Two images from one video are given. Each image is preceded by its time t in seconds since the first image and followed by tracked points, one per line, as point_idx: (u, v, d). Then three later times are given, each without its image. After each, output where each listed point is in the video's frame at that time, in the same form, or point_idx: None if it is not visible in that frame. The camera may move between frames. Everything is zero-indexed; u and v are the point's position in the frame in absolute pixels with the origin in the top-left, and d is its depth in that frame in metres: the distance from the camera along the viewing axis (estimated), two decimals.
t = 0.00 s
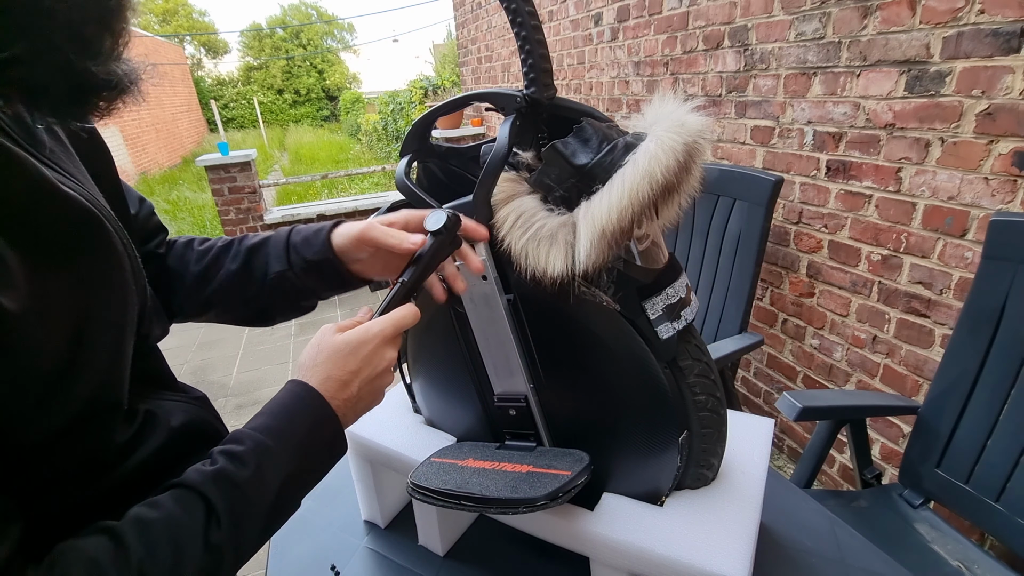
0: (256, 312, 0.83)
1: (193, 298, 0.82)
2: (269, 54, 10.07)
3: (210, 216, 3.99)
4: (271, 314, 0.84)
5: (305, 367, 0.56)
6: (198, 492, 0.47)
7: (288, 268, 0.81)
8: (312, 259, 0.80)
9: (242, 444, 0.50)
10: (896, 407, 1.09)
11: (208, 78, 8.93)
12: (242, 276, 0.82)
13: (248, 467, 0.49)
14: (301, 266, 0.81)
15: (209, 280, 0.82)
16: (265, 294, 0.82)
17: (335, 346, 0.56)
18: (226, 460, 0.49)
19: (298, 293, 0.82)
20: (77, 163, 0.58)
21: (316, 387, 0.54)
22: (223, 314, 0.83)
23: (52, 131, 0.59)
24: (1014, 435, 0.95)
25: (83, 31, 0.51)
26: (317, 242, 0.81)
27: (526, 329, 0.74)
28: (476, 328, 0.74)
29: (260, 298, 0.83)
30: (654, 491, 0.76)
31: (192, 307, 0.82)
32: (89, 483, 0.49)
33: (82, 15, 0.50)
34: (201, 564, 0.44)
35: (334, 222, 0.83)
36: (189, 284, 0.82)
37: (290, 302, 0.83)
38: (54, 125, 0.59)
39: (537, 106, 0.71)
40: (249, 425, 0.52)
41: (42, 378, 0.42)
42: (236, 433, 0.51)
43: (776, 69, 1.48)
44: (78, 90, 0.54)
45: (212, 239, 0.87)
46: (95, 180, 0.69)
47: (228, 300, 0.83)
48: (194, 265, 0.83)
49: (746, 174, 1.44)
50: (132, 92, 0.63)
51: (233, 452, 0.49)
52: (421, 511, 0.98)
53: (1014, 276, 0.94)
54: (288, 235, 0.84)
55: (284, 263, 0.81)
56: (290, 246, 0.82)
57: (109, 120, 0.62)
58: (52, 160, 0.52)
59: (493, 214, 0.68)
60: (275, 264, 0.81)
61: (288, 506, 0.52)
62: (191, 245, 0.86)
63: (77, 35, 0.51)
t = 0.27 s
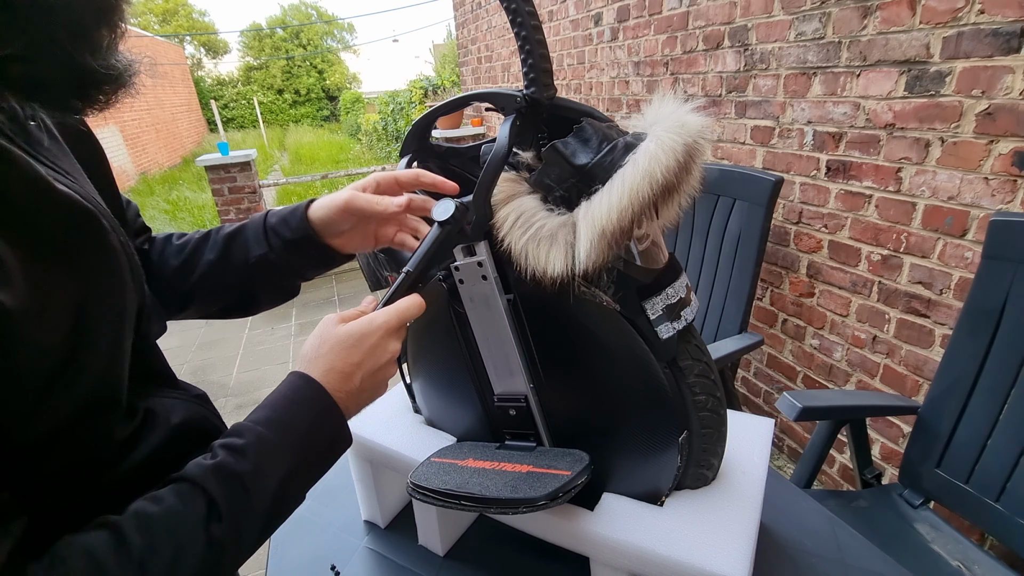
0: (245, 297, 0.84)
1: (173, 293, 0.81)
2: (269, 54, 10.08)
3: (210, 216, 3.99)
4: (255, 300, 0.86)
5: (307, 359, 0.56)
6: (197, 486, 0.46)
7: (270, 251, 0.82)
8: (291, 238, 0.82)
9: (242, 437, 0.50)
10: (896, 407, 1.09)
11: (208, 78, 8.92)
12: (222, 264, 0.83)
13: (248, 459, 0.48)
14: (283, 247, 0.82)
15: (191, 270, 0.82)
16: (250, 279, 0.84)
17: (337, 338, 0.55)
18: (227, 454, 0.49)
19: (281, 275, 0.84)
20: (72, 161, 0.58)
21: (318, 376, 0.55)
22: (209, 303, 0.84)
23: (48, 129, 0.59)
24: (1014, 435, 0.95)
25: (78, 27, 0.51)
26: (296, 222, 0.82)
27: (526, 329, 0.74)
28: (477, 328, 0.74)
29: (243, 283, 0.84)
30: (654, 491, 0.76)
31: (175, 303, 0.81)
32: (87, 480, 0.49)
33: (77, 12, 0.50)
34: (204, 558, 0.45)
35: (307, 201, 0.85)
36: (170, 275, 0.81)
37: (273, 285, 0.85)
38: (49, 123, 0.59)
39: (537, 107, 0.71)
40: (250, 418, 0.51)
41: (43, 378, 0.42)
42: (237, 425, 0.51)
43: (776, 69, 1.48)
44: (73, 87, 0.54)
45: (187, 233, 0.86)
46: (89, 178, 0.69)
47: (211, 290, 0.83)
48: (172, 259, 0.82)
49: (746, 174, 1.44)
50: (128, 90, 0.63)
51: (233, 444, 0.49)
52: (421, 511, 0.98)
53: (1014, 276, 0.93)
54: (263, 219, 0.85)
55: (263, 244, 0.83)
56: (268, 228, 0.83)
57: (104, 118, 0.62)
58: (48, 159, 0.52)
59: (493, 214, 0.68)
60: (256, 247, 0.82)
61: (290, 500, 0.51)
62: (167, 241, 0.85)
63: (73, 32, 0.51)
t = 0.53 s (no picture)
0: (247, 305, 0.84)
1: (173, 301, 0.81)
2: (269, 54, 10.08)
3: (210, 216, 3.99)
4: (255, 309, 0.86)
5: (297, 343, 0.56)
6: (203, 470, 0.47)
7: (275, 263, 0.82)
8: (296, 250, 0.82)
9: (244, 418, 0.50)
10: (896, 407, 1.09)
11: (209, 78, 8.92)
12: (224, 273, 0.83)
13: (251, 440, 0.49)
14: (287, 259, 0.83)
15: (192, 277, 0.82)
16: (251, 287, 0.84)
17: (327, 321, 0.56)
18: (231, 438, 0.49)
19: (283, 286, 0.85)
20: (69, 164, 0.58)
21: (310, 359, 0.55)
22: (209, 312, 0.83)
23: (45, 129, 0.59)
24: (1014, 435, 0.95)
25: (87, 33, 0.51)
26: (301, 235, 0.83)
27: (526, 329, 0.74)
28: (477, 328, 0.74)
29: (245, 293, 0.84)
30: (654, 491, 0.76)
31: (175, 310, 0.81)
32: (89, 479, 0.49)
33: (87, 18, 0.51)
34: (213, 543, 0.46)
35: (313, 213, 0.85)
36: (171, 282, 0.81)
37: (274, 294, 0.85)
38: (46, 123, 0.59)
39: (537, 107, 0.71)
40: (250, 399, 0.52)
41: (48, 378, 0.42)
42: (238, 407, 0.52)
43: (776, 69, 1.48)
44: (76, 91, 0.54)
45: (189, 240, 0.86)
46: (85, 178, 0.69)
47: (211, 298, 0.83)
48: (173, 266, 0.82)
49: (746, 174, 1.44)
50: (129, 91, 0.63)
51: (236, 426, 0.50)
52: (421, 511, 0.98)
53: (1013, 276, 0.93)
54: (268, 230, 0.85)
55: (268, 255, 0.83)
56: (273, 239, 0.84)
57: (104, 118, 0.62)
58: (45, 161, 0.52)
59: (493, 214, 0.68)
60: (260, 259, 0.82)
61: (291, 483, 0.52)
62: (169, 246, 0.85)
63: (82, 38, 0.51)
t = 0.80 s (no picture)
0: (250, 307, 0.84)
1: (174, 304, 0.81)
2: (270, 54, 10.08)
3: (210, 216, 3.99)
4: (258, 312, 0.86)
5: (306, 338, 0.56)
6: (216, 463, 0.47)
7: (277, 267, 0.82)
8: (299, 254, 0.82)
9: (257, 412, 0.50)
10: (896, 407, 1.09)
11: (209, 78, 8.92)
12: (226, 276, 0.83)
13: (263, 433, 0.49)
14: (290, 263, 0.83)
15: (194, 280, 0.82)
16: (254, 290, 0.84)
17: (336, 316, 0.56)
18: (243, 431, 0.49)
19: (286, 290, 0.85)
20: (69, 165, 0.58)
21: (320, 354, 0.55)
22: (209, 314, 0.84)
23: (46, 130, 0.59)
24: (1014, 435, 0.95)
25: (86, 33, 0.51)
26: (305, 238, 0.82)
27: (526, 329, 0.74)
28: (477, 328, 0.74)
29: (247, 296, 0.84)
30: (654, 491, 0.76)
31: (175, 311, 0.82)
32: (92, 480, 0.49)
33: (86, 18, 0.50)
34: (226, 536, 0.46)
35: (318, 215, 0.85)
36: (173, 285, 0.81)
37: (277, 297, 0.85)
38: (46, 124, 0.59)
39: (537, 107, 0.71)
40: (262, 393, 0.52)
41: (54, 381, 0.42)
42: (249, 400, 0.52)
43: (776, 69, 1.48)
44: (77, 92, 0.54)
45: (191, 242, 0.86)
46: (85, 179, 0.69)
47: (213, 300, 0.83)
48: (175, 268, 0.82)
49: (746, 174, 1.44)
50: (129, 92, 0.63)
51: (250, 419, 0.50)
52: (421, 511, 0.98)
53: (1013, 276, 0.94)
54: (271, 233, 0.85)
55: (271, 260, 0.83)
56: (276, 242, 0.84)
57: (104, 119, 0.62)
58: (45, 162, 0.52)
59: (493, 214, 0.68)
60: (263, 263, 0.83)
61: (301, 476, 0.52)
62: (171, 248, 0.85)
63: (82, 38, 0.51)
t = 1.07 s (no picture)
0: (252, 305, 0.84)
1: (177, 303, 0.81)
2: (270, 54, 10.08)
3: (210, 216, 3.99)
4: (261, 310, 0.86)
5: (306, 336, 0.56)
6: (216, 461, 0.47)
7: (281, 265, 0.83)
8: (302, 253, 0.82)
9: (258, 409, 0.50)
10: (896, 407, 1.09)
11: (209, 78, 8.92)
12: (229, 275, 0.83)
13: (265, 430, 0.49)
14: (294, 262, 0.83)
15: (197, 279, 0.82)
16: (258, 289, 0.84)
17: (336, 315, 0.56)
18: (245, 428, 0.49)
19: (290, 288, 0.85)
20: (71, 163, 0.58)
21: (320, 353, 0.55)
22: (213, 313, 0.84)
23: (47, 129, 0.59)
24: (1014, 435, 0.95)
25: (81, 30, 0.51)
26: (307, 237, 0.82)
27: (526, 329, 0.74)
28: (476, 328, 0.74)
29: (250, 294, 0.84)
30: (654, 491, 0.76)
31: (178, 310, 0.82)
32: (95, 478, 0.49)
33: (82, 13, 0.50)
34: (230, 533, 0.46)
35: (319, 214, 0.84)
36: (176, 284, 0.81)
37: (280, 296, 0.85)
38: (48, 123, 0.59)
39: (537, 107, 0.71)
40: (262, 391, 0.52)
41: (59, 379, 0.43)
42: (251, 398, 0.52)
43: (776, 69, 1.48)
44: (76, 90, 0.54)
45: (194, 241, 0.86)
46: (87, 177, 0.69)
47: (216, 299, 0.83)
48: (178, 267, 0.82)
49: (746, 174, 1.44)
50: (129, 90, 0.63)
51: (252, 416, 0.50)
52: (421, 511, 0.98)
53: (1014, 276, 0.93)
54: (273, 232, 0.85)
55: (274, 258, 0.83)
56: (278, 242, 0.84)
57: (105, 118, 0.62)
58: (47, 160, 0.52)
59: (493, 214, 0.68)
60: (267, 262, 0.83)
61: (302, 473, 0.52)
62: (173, 247, 0.85)
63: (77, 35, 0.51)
